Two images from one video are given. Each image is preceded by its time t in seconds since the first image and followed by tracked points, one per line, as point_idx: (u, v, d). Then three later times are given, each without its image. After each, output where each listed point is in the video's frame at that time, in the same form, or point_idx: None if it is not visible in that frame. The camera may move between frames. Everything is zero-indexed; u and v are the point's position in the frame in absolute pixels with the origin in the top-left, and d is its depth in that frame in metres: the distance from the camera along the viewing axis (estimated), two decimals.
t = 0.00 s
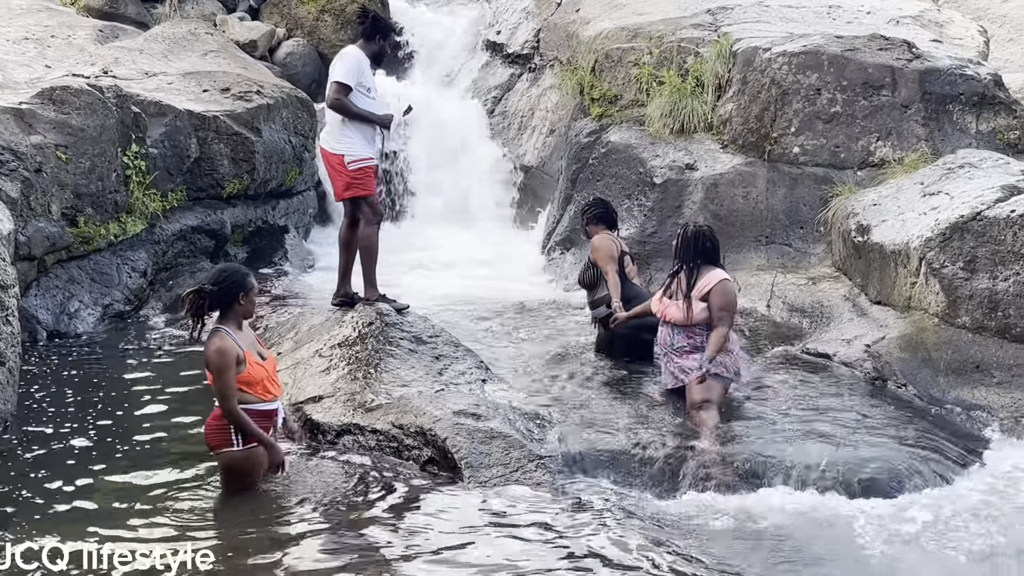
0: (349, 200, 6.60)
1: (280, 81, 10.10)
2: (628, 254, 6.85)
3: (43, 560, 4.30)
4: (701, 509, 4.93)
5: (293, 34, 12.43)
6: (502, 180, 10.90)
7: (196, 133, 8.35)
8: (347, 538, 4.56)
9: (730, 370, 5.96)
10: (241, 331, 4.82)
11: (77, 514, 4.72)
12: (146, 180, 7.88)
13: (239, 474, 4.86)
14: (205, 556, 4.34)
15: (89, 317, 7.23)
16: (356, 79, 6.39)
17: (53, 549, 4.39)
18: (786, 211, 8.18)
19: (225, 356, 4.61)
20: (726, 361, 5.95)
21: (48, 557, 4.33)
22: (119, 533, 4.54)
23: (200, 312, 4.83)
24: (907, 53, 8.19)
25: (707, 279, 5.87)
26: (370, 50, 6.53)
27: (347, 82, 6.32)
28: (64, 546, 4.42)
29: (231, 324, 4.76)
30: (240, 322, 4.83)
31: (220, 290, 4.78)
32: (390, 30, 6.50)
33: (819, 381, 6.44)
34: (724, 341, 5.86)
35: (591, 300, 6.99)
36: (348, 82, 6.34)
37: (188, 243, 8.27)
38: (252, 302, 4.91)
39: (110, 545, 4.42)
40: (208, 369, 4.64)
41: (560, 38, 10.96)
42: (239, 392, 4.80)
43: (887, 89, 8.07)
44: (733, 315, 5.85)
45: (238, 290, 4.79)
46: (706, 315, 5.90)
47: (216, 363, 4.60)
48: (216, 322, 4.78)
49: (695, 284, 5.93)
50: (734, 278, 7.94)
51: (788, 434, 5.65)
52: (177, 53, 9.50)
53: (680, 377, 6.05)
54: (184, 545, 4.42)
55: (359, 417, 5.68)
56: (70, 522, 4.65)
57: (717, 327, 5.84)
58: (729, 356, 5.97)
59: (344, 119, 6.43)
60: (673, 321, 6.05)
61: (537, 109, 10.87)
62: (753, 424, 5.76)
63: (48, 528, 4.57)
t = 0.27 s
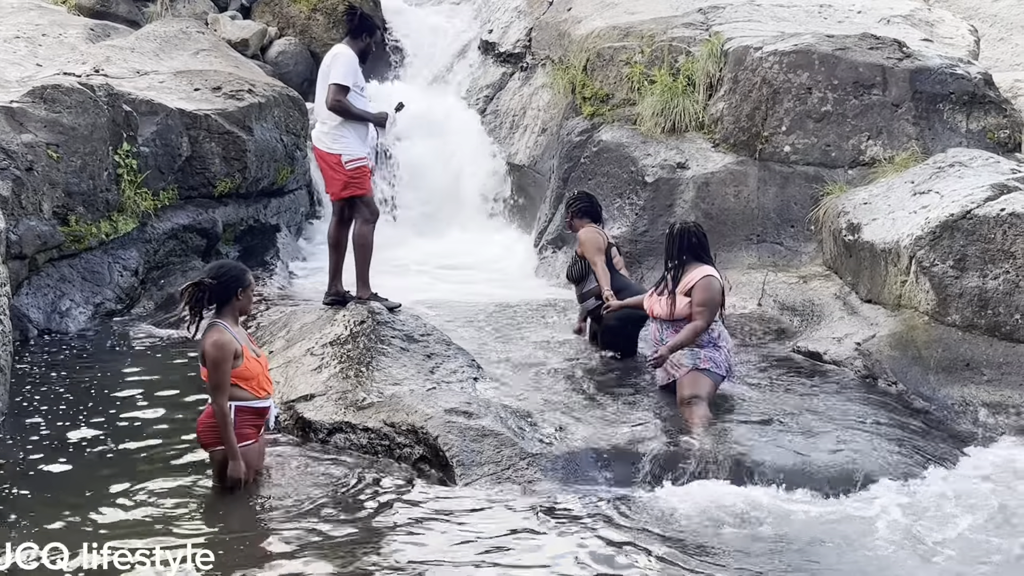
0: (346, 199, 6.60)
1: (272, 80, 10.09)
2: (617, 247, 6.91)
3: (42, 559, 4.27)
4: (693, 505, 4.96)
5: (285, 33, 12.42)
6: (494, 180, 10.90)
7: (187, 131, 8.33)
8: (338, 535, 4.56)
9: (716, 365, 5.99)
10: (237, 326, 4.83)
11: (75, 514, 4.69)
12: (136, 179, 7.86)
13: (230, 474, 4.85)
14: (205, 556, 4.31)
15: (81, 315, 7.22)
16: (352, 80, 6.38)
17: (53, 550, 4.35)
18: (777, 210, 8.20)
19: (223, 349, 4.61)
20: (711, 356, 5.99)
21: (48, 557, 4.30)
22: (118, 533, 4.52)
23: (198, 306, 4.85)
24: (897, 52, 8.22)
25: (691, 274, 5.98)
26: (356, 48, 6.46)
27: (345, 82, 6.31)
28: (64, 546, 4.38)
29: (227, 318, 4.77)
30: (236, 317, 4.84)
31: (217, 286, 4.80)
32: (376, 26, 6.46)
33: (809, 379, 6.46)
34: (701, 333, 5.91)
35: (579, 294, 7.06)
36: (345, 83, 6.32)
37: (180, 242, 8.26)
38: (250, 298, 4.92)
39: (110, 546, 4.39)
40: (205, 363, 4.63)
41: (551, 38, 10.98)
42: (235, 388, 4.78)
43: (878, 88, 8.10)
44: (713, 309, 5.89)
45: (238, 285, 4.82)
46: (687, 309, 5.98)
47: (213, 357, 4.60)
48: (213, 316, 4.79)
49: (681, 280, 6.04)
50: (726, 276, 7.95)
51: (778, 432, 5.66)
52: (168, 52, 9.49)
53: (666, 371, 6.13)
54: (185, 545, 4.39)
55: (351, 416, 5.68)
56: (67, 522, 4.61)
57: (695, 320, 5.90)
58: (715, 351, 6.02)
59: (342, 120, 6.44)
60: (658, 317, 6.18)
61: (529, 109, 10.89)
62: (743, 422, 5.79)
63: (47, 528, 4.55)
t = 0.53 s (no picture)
0: (339, 199, 6.61)
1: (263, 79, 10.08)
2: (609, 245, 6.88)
3: (43, 560, 4.27)
4: (684, 502, 4.96)
5: (276, 32, 12.40)
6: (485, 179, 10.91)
7: (179, 130, 8.32)
8: (330, 534, 4.55)
9: (705, 361, 6.02)
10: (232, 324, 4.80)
11: (73, 514, 4.70)
12: (128, 179, 7.84)
13: (225, 473, 4.81)
14: (206, 556, 4.31)
15: (72, 315, 7.21)
16: (341, 80, 6.37)
17: (54, 550, 4.35)
18: (768, 210, 8.21)
19: (220, 344, 4.58)
20: (700, 352, 6.03)
21: (49, 557, 4.30)
22: (117, 533, 4.52)
23: (194, 303, 4.80)
24: (888, 51, 8.24)
25: (679, 271, 6.00)
26: (343, 46, 6.44)
27: (334, 83, 6.31)
28: (66, 546, 4.39)
29: (222, 314, 4.74)
30: (230, 316, 4.81)
31: (217, 282, 4.76)
32: (361, 23, 6.43)
33: (800, 378, 6.47)
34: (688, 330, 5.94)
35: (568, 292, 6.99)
36: (334, 83, 6.32)
37: (171, 241, 8.24)
38: (245, 296, 4.90)
39: (111, 546, 4.39)
40: (201, 359, 4.60)
41: (543, 37, 10.99)
42: (231, 385, 4.74)
43: (869, 87, 8.12)
44: (700, 306, 5.90)
45: (235, 283, 4.79)
46: (675, 306, 6.00)
47: (210, 351, 4.57)
48: (208, 314, 4.75)
49: (670, 277, 6.07)
50: (718, 275, 7.96)
51: (769, 431, 5.68)
52: (160, 51, 9.48)
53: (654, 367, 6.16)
54: (185, 545, 4.40)
55: (343, 415, 5.68)
56: (65, 522, 4.61)
57: (682, 317, 5.92)
58: (705, 347, 6.04)
59: (332, 120, 6.43)
60: (648, 314, 6.19)
61: (521, 108, 10.89)
62: (736, 421, 5.78)
63: (45, 528, 4.55)
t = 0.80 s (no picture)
0: (327, 199, 6.59)
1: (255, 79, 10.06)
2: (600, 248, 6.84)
3: (43, 559, 4.26)
4: (675, 503, 4.97)
5: (267, 32, 12.38)
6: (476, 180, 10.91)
7: (169, 131, 8.32)
8: (322, 535, 4.55)
9: (701, 362, 5.99)
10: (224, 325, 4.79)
11: (73, 514, 4.69)
12: (119, 179, 7.82)
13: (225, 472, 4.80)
14: (206, 556, 4.29)
15: (63, 316, 7.18)
16: (325, 81, 6.37)
17: (54, 549, 4.34)
18: (759, 210, 8.22)
19: (214, 344, 4.56)
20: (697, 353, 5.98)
21: (48, 556, 4.29)
22: (119, 532, 4.50)
23: (185, 303, 4.79)
24: (879, 52, 8.27)
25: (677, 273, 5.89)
26: (331, 45, 6.44)
27: (317, 85, 6.30)
28: (65, 546, 4.37)
29: (213, 315, 4.72)
30: (222, 316, 4.79)
31: (208, 282, 4.74)
32: (348, 20, 6.43)
33: (791, 378, 6.48)
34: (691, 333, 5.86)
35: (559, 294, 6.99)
36: (317, 85, 6.31)
37: (162, 242, 8.22)
38: (237, 298, 4.88)
39: (110, 546, 4.37)
40: (196, 359, 4.58)
41: (535, 37, 11.00)
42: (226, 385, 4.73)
43: (860, 88, 8.14)
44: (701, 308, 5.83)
45: (226, 284, 4.76)
46: (673, 308, 5.91)
47: (204, 352, 4.55)
48: (200, 314, 4.74)
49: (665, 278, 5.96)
50: (709, 275, 7.98)
51: (760, 430, 5.68)
52: (151, 51, 9.47)
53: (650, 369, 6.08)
54: (185, 545, 4.38)
55: (335, 415, 5.67)
56: (65, 523, 4.59)
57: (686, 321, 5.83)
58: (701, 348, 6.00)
59: (318, 121, 6.44)
60: (643, 317, 6.10)
61: (512, 108, 10.90)
62: (728, 421, 5.79)
63: (46, 527, 4.55)
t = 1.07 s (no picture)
0: (316, 200, 6.60)
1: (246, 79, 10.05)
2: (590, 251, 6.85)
3: (43, 560, 4.27)
4: (666, 504, 4.98)
5: (258, 32, 12.36)
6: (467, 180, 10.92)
7: (161, 132, 8.31)
8: (313, 537, 4.55)
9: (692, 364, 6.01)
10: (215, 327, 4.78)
11: (72, 514, 4.70)
12: (111, 180, 7.81)
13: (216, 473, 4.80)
14: (206, 557, 4.31)
15: (54, 317, 7.17)
16: (315, 81, 6.37)
17: (54, 550, 4.36)
18: (750, 210, 8.24)
19: (206, 345, 4.56)
20: (688, 355, 5.99)
21: (48, 557, 4.30)
22: (118, 533, 4.51)
23: (176, 305, 4.78)
24: (869, 53, 8.29)
25: (669, 274, 5.88)
26: (323, 46, 6.46)
27: (306, 85, 6.29)
28: (66, 547, 4.39)
29: (204, 316, 4.72)
30: (212, 317, 4.79)
31: (198, 284, 4.73)
32: (340, 21, 6.46)
33: (782, 378, 6.49)
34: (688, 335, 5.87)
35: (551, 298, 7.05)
36: (306, 86, 6.30)
37: (154, 242, 8.21)
38: (228, 299, 4.87)
39: (110, 546, 4.38)
40: (188, 360, 4.58)
41: (526, 37, 11.01)
42: (218, 386, 4.72)
43: (850, 89, 8.17)
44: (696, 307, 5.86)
45: (217, 285, 4.76)
46: (668, 310, 5.91)
47: (196, 353, 4.55)
48: (190, 315, 4.73)
49: (657, 279, 5.94)
50: (700, 276, 7.99)
51: (751, 430, 5.70)
52: (142, 52, 9.45)
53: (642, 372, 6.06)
54: (184, 545, 4.39)
55: (327, 417, 5.67)
56: (64, 524, 4.60)
57: (683, 323, 5.83)
58: (692, 350, 6.01)
59: (307, 123, 6.43)
60: (634, 320, 6.07)
61: (503, 109, 10.91)
62: (719, 422, 5.80)
63: (45, 528, 4.56)
